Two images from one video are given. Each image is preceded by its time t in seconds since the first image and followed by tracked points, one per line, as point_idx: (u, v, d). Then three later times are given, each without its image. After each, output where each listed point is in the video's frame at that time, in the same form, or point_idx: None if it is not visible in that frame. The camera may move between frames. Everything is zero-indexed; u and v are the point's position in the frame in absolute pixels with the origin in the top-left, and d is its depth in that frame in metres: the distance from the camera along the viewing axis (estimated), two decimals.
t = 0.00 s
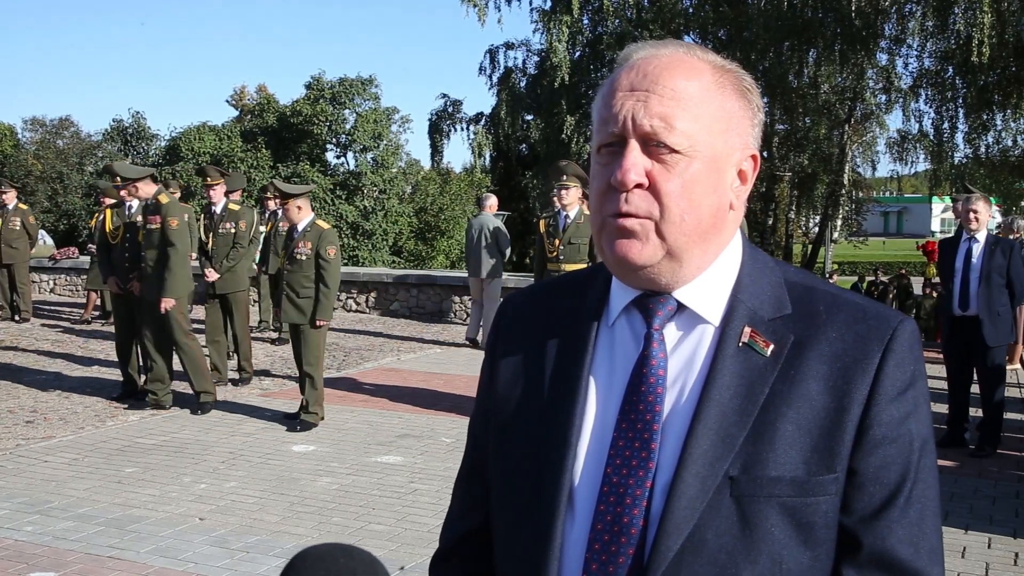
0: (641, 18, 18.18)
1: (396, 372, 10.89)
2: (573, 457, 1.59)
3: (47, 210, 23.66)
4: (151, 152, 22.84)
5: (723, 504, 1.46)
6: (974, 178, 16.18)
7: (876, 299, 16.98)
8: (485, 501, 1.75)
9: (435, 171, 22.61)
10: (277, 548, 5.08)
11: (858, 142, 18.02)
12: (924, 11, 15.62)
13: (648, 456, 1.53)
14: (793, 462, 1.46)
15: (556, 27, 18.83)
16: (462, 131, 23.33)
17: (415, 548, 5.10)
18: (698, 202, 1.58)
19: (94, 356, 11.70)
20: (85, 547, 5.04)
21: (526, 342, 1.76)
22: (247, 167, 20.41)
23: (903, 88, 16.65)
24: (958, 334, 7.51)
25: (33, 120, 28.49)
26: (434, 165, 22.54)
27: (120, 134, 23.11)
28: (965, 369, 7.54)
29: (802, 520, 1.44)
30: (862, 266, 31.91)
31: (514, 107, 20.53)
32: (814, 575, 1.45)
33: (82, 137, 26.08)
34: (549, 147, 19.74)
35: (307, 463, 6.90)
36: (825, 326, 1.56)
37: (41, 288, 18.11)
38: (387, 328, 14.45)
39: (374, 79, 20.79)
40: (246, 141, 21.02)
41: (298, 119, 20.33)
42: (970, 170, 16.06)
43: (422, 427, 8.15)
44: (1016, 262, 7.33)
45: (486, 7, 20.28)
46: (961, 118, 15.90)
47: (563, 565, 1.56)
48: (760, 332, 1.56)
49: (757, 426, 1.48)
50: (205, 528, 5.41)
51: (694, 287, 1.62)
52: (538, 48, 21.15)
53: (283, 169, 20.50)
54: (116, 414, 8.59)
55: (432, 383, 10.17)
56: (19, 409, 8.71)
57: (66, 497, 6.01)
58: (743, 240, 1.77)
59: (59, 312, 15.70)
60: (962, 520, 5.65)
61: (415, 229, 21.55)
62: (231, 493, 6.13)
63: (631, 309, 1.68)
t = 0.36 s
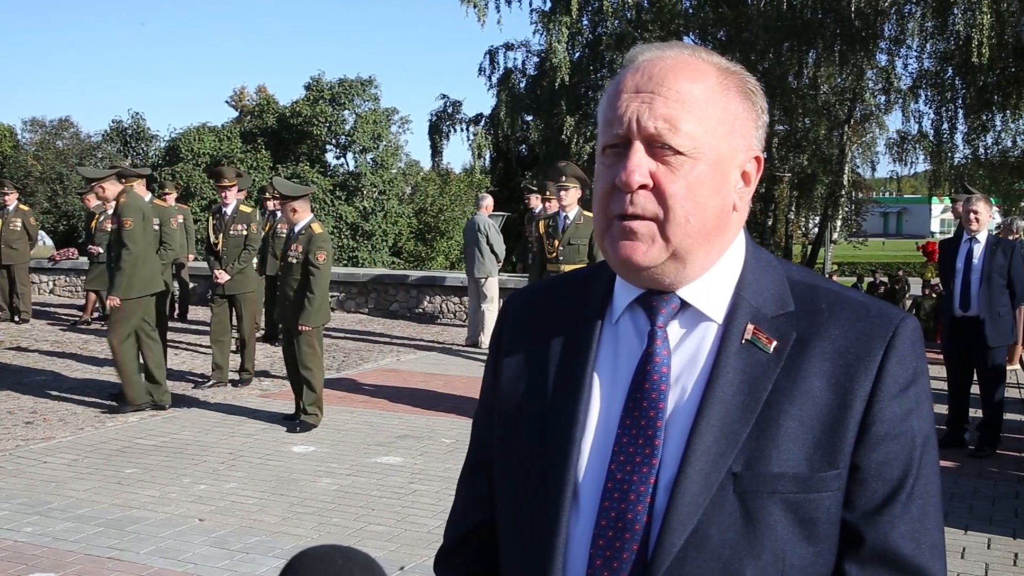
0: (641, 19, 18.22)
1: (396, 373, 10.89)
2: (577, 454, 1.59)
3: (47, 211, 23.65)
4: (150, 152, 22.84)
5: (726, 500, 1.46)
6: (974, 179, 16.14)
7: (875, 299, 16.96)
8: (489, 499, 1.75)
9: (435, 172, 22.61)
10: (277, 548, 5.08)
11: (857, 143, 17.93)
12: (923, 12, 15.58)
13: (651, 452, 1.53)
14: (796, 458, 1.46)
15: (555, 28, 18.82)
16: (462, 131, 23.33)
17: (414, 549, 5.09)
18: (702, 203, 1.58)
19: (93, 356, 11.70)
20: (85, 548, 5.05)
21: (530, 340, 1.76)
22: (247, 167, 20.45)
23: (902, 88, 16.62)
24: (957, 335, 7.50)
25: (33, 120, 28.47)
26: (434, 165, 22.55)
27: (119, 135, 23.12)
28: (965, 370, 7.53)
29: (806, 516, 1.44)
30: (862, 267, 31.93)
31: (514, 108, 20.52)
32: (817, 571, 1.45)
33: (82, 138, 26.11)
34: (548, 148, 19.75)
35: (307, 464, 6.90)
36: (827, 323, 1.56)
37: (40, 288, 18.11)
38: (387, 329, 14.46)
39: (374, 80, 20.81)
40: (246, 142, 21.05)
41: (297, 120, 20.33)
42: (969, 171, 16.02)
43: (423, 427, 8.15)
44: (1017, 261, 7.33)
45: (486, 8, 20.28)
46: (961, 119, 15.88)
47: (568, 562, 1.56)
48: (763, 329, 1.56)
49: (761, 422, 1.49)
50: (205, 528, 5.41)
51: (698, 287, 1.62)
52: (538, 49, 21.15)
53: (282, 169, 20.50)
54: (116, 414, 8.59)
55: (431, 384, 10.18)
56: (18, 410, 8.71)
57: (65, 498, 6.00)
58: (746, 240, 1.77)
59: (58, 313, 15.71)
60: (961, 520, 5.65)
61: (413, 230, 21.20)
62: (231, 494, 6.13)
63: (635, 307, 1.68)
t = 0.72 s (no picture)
0: (640, 20, 18.24)
1: (395, 373, 10.90)
2: (578, 455, 1.59)
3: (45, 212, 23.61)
4: (149, 153, 22.79)
5: (727, 500, 1.46)
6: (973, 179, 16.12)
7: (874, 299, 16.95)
8: (490, 499, 1.76)
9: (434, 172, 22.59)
10: (276, 549, 5.08)
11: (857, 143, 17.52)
12: (922, 12, 15.60)
13: (653, 453, 1.53)
14: (797, 459, 1.46)
15: (555, 28, 18.90)
16: (461, 131, 23.31)
17: (414, 550, 5.10)
18: (703, 205, 1.58)
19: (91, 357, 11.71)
20: (83, 549, 5.04)
21: (531, 340, 1.76)
22: (246, 168, 20.41)
23: (901, 88, 16.66)
24: (957, 336, 7.49)
25: (32, 121, 28.39)
26: (433, 165, 22.55)
27: (118, 135, 23.07)
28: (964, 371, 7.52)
29: (806, 517, 1.44)
30: (861, 267, 31.98)
31: (513, 108, 20.51)
32: (817, 571, 1.45)
33: (81, 138, 26.07)
34: (548, 148, 19.77)
35: (306, 464, 6.91)
36: (828, 324, 1.56)
37: (39, 290, 18.09)
38: (386, 330, 14.47)
39: (373, 80, 20.81)
40: (245, 143, 21.04)
41: (296, 120, 20.29)
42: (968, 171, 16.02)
43: (422, 428, 8.15)
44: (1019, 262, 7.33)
45: (485, 8, 20.27)
46: (960, 119, 15.87)
47: (568, 563, 1.56)
48: (764, 331, 1.56)
49: (762, 423, 1.49)
50: (204, 529, 5.41)
51: (697, 287, 1.62)
52: (537, 49, 21.14)
53: (281, 169, 20.45)
54: (114, 415, 8.58)
55: (430, 384, 10.19)
56: (18, 411, 8.71)
57: (65, 499, 6.01)
58: (745, 241, 1.77)
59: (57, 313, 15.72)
60: (960, 520, 5.66)
61: (414, 230, 21.43)
62: (230, 494, 6.14)
63: (635, 308, 1.68)
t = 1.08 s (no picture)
0: (637, 20, 18.30)
1: (392, 373, 10.90)
2: (577, 456, 1.59)
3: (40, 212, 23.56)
4: (146, 153, 22.76)
5: (727, 502, 1.46)
6: (970, 179, 16.10)
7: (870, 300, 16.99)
8: (487, 500, 1.75)
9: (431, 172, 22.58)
10: (273, 550, 5.07)
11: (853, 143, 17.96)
12: (918, 13, 15.61)
13: (651, 455, 1.52)
14: (796, 460, 1.46)
15: (553, 28, 18.96)
16: (458, 131, 23.32)
17: (411, 550, 5.09)
18: (703, 204, 1.58)
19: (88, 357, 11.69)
20: (80, 550, 5.03)
21: (527, 341, 1.76)
22: (243, 168, 20.36)
23: (898, 89, 16.65)
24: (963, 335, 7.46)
25: (28, 121, 28.31)
26: (431, 165, 22.58)
27: (115, 136, 23.05)
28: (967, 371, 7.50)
29: (805, 518, 1.44)
30: (857, 267, 32.10)
31: (510, 108, 20.54)
32: (815, 574, 1.45)
33: (77, 138, 26.03)
34: (545, 148, 19.77)
35: (303, 465, 6.91)
36: (826, 325, 1.56)
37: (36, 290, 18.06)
38: (383, 330, 14.48)
39: (371, 80, 20.81)
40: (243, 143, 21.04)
41: (294, 120, 20.27)
42: (965, 171, 16.04)
43: (419, 428, 8.14)
44: None
45: (482, 8, 20.29)
46: (957, 120, 15.90)
47: (566, 565, 1.56)
48: (762, 332, 1.56)
49: (760, 424, 1.48)
50: (200, 530, 5.40)
51: (697, 287, 1.62)
52: (534, 49, 21.16)
53: (278, 170, 20.40)
54: (111, 416, 8.57)
55: (427, 385, 10.19)
56: (14, 411, 8.69)
57: (61, 499, 6.00)
58: (743, 241, 1.77)
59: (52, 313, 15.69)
60: (957, 520, 5.66)
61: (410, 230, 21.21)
62: (227, 495, 6.14)
63: (633, 309, 1.68)
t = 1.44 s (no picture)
0: (636, 20, 18.35)
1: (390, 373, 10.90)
2: (574, 458, 1.59)
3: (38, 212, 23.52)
4: (144, 153, 22.74)
5: (726, 505, 1.46)
6: (968, 180, 16.06)
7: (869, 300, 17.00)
8: (483, 501, 1.76)
9: (429, 172, 22.57)
10: (272, 549, 5.08)
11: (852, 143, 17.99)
12: (917, 13, 15.61)
13: (650, 458, 1.52)
14: (797, 463, 1.46)
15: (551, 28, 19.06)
16: (457, 131, 23.34)
17: (409, 550, 5.09)
18: (703, 204, 1.58)
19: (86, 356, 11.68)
20: (78, 549, 5.03)
21: (525, 341, 1.76)
22: (241, 168, 20.27)
23: (896, 89, 16.72)
24: (966, 334, 7.46)
25: (27, 120, 28.24)
26: (429, 165, 22.60)
27: (114, 135, 23.05)
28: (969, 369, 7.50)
29: (806, 521, 1.44)
30: (855, 267, 32.16)
31: (509, 108, 20.56)
32: None
33: (76, 137, 26.03)
34: (543, 148, 19.76)
35: (301, 464, 6.91)
36: (828, 326, 1.56)
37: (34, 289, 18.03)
38: (381, 330, 14.48)
39: (369, 80, 20.81)
40: (241, 143, 21.04)
41: (292, 120, 20.31)
42: (963, 171, 16.00)
43: (418, 428, 8.14)
44: None
45: (480, 8, 20.32)
46: (955, 120, 15.88)
47: (565, 567, 1.56)
48: (764, 332, 1.56)
49: (761, 427, 1.49)
50: (199, 529, 5.40)
51: (697, 289, 1.62)
52: (533, 49, 21.18)
53: (276, 169, 20.35)
54: (110, 415, 8.56)
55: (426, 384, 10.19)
56: (12, 411, 8.68)
57: (59, 499, 6.00)
58: (744, 243, 1.77)
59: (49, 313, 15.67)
60: (955, 520, 5.67)
61: (409, 231, 21.73)
62: (225, 494, 6.13)
63: (633, 309, 1.68)
